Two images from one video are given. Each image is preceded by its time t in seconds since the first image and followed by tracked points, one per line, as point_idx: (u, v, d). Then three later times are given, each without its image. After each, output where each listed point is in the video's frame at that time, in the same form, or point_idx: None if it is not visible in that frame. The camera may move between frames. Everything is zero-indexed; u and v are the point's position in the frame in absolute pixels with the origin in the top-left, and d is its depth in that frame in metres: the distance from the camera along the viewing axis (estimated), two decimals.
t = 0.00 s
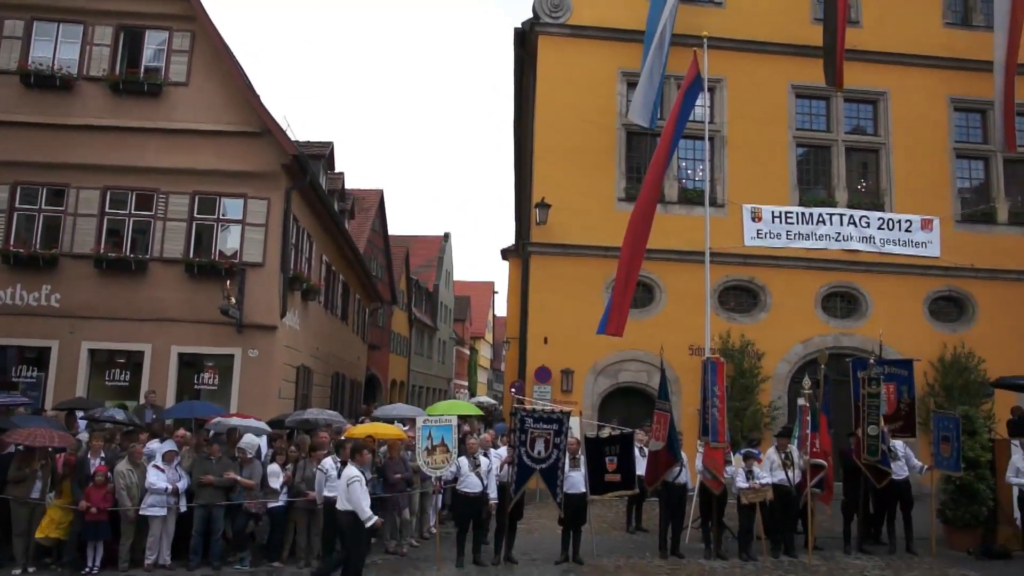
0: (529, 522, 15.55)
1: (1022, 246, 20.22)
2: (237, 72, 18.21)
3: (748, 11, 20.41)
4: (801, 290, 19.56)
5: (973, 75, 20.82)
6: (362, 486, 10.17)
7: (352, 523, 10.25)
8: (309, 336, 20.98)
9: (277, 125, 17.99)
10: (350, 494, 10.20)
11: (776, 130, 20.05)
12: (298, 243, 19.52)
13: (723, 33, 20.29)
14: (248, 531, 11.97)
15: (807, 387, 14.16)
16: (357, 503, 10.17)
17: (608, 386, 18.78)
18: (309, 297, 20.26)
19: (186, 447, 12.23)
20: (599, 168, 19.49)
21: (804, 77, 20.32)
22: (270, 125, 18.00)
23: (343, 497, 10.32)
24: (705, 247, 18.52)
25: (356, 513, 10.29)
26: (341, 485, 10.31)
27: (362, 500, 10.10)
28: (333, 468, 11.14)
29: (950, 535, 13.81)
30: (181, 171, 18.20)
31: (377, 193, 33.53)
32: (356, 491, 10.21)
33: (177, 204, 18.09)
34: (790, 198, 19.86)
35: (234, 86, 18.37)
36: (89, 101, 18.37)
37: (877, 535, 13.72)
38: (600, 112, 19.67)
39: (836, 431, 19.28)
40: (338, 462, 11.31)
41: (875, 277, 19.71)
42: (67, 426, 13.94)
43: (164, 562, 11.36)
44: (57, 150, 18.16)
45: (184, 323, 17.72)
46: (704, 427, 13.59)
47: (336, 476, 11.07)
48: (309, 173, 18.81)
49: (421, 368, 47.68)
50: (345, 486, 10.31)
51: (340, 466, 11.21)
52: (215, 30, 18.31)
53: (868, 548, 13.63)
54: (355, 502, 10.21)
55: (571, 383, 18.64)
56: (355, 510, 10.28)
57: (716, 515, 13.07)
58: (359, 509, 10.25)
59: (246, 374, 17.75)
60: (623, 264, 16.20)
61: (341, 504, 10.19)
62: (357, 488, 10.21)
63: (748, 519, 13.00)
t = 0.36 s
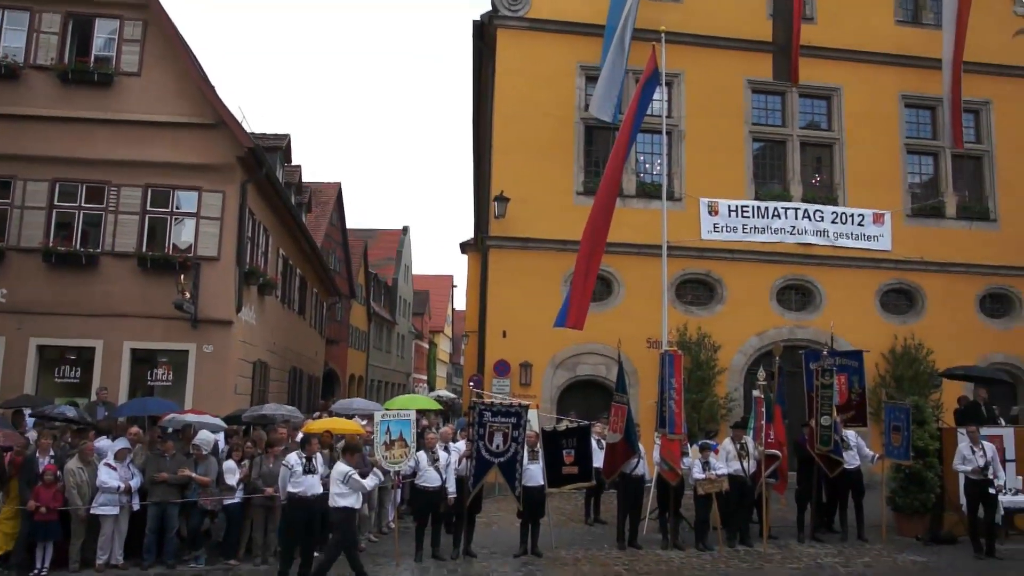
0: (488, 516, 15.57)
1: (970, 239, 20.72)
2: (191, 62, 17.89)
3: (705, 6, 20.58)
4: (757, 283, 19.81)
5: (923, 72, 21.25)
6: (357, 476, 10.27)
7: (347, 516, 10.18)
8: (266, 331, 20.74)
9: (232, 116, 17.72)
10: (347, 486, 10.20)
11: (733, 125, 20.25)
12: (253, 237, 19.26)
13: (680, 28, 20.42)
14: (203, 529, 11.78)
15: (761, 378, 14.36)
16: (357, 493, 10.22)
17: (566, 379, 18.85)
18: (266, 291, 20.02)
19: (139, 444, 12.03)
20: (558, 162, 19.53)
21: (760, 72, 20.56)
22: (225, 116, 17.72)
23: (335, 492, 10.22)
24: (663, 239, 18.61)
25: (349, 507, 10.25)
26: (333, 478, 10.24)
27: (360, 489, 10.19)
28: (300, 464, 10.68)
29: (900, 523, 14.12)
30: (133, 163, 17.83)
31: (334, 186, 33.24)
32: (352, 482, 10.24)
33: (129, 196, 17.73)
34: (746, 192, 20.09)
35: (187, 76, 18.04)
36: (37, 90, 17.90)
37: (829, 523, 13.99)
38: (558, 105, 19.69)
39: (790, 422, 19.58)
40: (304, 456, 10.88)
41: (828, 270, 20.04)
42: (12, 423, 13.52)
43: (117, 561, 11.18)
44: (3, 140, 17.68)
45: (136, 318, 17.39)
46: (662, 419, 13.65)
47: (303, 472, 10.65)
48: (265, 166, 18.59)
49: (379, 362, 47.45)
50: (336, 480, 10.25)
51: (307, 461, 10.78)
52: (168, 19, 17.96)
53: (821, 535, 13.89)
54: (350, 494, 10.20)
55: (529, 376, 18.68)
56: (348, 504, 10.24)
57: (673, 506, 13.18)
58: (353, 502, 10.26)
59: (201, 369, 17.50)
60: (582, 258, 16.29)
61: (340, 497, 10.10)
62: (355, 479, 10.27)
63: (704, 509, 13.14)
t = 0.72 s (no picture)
0: (445, 514, 15.53)
1: (918, 238, 21.21)
2: (141, 54, 17.55)
3: (662, 6, 20.75)
4: (712, 280, 20.05)
5: (873, 74, 21.68)
6: (342, 472, 10.04)
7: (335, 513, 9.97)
8: (219, 329, 20.43)
9: (185, 110, 17.41)
10: (334, 482, 9.96)
11: (688, 124, 20.45)
12: (207, 234, 18.95)
13: (637, 27, 20.56)
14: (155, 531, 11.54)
15: (715, 375, 14.52)
16: (343, 489, 10.01)
17: (523, 376, 18.90)
18: (220, 289, 19.72)
19: (88, 445, 11.81)
20: (515, 159, 19.55)
21: (715, 72, 20.79)
22: (178, 110, 17.40)
23: (323, 489, 9.96)
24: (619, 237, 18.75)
25: (336, 503, 10.03)
26: (318, 475, 9.98)
27: (347, 485, 9.98)
28: (262, 463, 10.69)
29: (849, 515, 14.41)
30: (82, 157, 17.43)
31: (289, 182, 32.87)
32: (338, 479, 10.02)
33: (77, 192, 17.33)
34: (701, 190, 20.30)
35: (138, 69, 17.69)
36: None
37: (782, 517, 14.19)
38: (516, 102, 19.70)
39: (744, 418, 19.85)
40: (265, 456, 10.83)
41: (781, 268, 20.35)
42: None
43: (65, 564, 10.89)
44: None
45: (85, 317, 16.99)
46: (618, 416, 13.79)
47: (265, 472, 10.65)
48: (219, 162, 18.34)
49: (336, 360, 47.01)
50: (321, 477, 9.98)
51: (268, 461, 10.78)
52: (118, 11, 17.59)
53: (774, 529, 14.11)
54: (337, 491, 9.96)
55: (487, 373, 18.67)
56: (336, 500, 10.02)
57: (629, 502, 13.27)
58: (339, 499, 10.04)
59: (152, 368, 17.19)
60: (541, 256, 16.32)
61: (329, 493, 9.84)
62: (339, 475, 10.06)
63: (660, 505, 13.29)
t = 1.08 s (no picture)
0: (400, 510, 15.44)
1: (867, 236, 21.64)
2: (89, 42, 17.18)
3: (619, 4, 20.84)
4: (667, 277, 20.20)
5: (825, 75, 22.03)
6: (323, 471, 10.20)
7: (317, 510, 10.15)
8: (169, 324, 20.03)
9: (134, 100, 17.03)
10: (316, 482, 10.08)
11: (644, 122, 20.57)
12: (157, 227, 18.57)
13: (594, 24, 20.62)
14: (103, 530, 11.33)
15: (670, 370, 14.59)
16: (325, 488, 10.19)
17: (478, 372, 18.86)
18: (170, 283, 19.34)
19: (32, 443, 11.46)
20: (472, 154, 19.49)
21: (671, 70, 20.95)
22: (126, 100, 17.01)
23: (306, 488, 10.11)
24: (575, 234, 18.80)
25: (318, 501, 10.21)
26: (300, 474, 10.07)
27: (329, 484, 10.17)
28: (219, 461, 10.57)
29: (800, 509, 14.61)
30: (26, 147, 16.95)
31: (243, 175, 32.39)
32: (320, 477, 10.15)
33: (21, 183, 16.86)
34: (657, 188, 20.43)
35: (85, 58, 17.30)
36: None
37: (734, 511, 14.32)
38: (472, 98, 19.64)
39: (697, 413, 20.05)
40: (220, 454, 10.72)
41: (735, 265, 20.60)
42: None
43: (8, 567, 10.53)
44: None
45: (29, 311, 16.53)
46: (573, 411, 13.81)
47: (222, 470, 10.53)
48: (170, 154, 17.99)
49: (290, 357, 46.45)
50: (303, 477, 10.10)
51: (225, 460, 10.67)
52: None
53: (727, 523, 14.26)
54: (319, 490, 10.15)
55: (442, 369, 18.60)
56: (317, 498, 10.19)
57: (584, 498, 13.30)
58: (321, 497, 10.22)
59: (99, 364, 16.79)
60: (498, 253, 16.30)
61: (312, 493, 9.98)
62: (321, 474, 10.20)
63: (614, 500, 13.35)
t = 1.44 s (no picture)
0: (355, 510, 15.37)
1: (818, 235, 22.04)
2: (36, 36, 16.94)
3: (575, 3, 20.94)
4: (623, 275, 20.36)
5: (777, 77, 22.38)
6: (297, 470, 10.10)
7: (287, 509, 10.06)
8: (119, 323, 19.65)
9: (81, 94, 16.69)
10: (289, 480, 10.01)
11: (600, 121, 20.70)
12: (106, 224, 18.21)
13: (550, 23, 20.68)
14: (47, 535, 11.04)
15: (625, 368, 14.72)
16: (297, 488, 10.09)
17: (434, 370, 18.83)
18: (120, 282, 18.97)
19: None
20: (428, 152, 19.43)
21: (626, 70, 21.10)
22: (73, 94, 16.66)
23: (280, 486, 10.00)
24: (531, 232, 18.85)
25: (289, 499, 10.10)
26: (273, 472, 9.99)
27: (302, 483, 10.06)
28: (177, 463, 10.30)
29: (752, 504, 14.82)
30: None
31: (196, 172, 31.92)
32: (293, 476, 10.06)
33: None
34: (612, 186, 20.59)
35: (31, 52, 17.03)
36: None
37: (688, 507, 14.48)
38: (428, 95, 19.58)
39: (653, 410, 20.24)
40: (177, 456, 10.44)
41: (689, 264, 20.84)
42: None
43: None
44: None
45: None
46: (528, 409, 13.86)
47: (180, 472, 10.27)
48: (120, 150, 17.65)
49: (244, 356, 45.90)
50: (276, 475, 10.00)
51: (182, 462, 10.41)
52: None
53: (681, 518, 14.42)
54: (291, 489, 10.03)
55: (397, 368, 18.52)
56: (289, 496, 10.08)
57: (538, 496, 13.34)
58: (292, 496, 10.11)
59: (46, 365, 16.40)
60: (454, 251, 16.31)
61: (286, 491, 9.90)
62: (294, 473, 10.11)
63: (570, 497, 13.43)
